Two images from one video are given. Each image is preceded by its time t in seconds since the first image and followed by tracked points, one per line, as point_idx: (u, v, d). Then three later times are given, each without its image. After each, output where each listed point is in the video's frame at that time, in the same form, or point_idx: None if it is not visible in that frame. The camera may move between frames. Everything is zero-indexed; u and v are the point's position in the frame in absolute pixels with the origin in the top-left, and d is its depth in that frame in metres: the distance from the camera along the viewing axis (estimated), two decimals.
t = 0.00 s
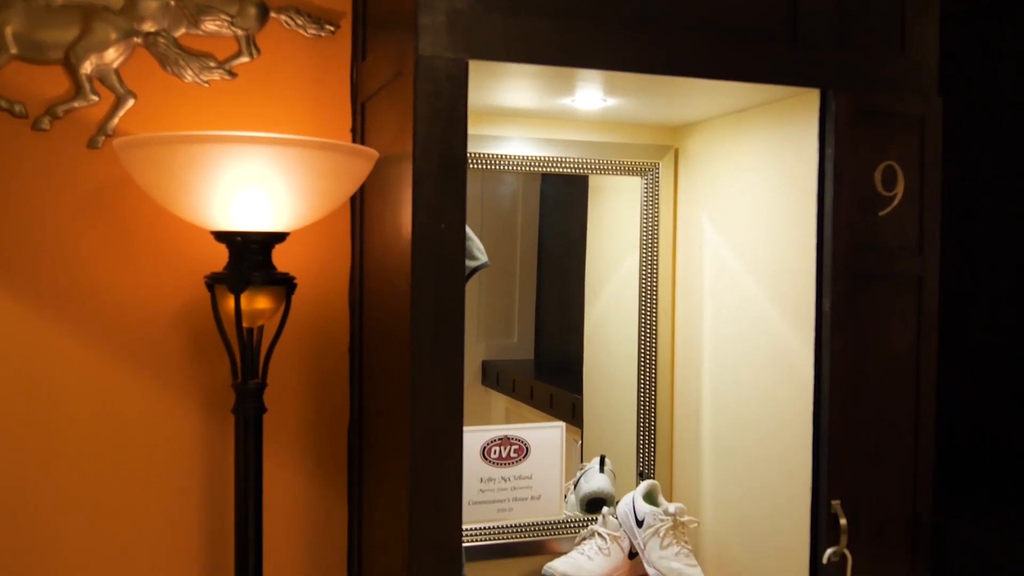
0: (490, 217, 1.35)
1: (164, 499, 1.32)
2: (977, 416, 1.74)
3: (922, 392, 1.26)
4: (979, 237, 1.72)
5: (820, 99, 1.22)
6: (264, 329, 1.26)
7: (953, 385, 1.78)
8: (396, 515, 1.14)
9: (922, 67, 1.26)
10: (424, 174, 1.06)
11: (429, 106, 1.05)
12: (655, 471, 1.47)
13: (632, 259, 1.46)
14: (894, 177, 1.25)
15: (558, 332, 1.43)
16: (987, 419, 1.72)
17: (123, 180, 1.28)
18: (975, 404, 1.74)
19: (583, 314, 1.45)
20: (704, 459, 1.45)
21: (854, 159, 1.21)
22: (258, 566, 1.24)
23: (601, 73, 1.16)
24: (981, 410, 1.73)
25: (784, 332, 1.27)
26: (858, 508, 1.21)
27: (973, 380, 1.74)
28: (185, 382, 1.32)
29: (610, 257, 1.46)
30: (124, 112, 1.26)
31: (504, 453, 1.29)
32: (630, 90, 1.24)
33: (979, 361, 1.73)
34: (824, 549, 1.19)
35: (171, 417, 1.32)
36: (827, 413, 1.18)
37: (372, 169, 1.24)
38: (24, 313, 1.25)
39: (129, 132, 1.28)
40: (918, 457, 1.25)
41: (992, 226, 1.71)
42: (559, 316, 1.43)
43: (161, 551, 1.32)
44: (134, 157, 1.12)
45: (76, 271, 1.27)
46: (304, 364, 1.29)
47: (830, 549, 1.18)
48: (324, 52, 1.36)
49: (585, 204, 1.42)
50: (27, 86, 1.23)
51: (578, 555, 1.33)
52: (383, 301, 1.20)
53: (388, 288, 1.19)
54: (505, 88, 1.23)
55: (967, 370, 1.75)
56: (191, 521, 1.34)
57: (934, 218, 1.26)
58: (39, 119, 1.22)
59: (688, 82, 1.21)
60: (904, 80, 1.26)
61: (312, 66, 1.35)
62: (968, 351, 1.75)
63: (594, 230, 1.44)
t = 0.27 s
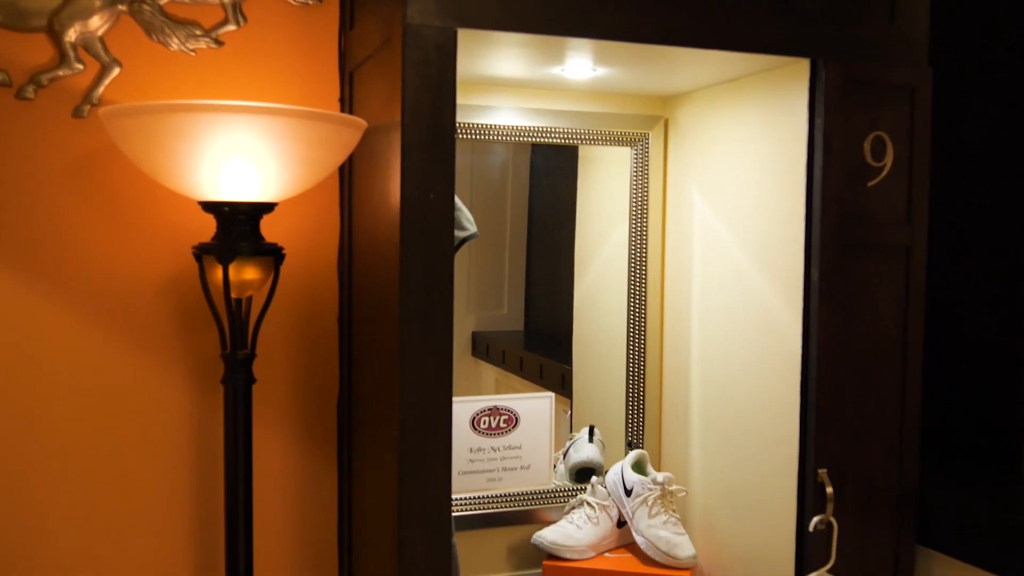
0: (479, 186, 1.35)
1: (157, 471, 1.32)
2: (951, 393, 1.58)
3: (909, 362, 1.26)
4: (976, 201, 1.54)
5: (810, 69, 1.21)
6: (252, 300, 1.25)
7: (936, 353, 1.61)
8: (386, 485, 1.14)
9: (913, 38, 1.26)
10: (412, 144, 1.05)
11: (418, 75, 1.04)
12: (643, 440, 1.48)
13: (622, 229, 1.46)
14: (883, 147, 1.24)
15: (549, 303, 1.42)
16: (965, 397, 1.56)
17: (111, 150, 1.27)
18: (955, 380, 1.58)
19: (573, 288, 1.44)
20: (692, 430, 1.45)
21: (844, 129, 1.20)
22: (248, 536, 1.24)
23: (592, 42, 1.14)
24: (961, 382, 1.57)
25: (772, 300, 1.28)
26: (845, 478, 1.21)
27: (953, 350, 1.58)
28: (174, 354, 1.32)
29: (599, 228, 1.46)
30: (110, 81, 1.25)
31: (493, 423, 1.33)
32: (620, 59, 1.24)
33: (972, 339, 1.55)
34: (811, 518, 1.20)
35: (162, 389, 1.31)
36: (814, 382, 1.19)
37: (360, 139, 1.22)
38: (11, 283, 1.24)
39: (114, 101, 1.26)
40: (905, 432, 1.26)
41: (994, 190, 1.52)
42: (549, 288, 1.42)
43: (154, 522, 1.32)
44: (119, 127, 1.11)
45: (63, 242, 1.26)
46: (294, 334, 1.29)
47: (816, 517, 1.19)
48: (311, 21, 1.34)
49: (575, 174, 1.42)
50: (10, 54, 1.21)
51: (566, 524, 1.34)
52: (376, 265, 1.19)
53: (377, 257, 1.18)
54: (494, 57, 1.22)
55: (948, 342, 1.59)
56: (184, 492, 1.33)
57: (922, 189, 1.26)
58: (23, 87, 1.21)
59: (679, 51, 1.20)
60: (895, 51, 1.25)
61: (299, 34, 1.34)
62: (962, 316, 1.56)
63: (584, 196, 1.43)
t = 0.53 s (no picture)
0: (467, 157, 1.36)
1: (145, 452, 1.27)
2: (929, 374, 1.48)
3: (895, 333, 1.25)
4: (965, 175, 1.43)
5: (799, 39, 1.20)
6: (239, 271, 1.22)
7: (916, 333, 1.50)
8: (376, 457, 1.13)
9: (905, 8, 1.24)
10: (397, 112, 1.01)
11: (404, 43, 1.00)
12: (631, 411, 1.47)
13: (610, 198, 1.45)
14: (871, 117, 1.23)
15: (536, 274, 1.42)
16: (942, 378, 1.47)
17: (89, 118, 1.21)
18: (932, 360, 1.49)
19: (562, 256, 1.43)
20: (680, 401, 1.45)
21: (833, 100, 1.20)
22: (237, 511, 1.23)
23: (580, 12, 1.12)
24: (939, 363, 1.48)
25: (758, 271, 1.29)
26: (832, 447, 1.22)
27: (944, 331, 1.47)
28: (160, 329, 1.26)
29: (588, 198, 1.45)
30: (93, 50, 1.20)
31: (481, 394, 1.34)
32: (608, 29, 1.23)
33: (954, 319, 1.46)
34: (797, 487, 1.21)
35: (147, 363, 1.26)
36: (801, 353, 1.19)
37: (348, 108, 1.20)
38: None
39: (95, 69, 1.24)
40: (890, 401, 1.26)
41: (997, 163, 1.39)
42: (538, 257, 1.42)
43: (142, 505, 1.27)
44: (101, 95, 1.07)
45: (45, 214, 1.20)
46: (281, 302, 1.27)
47: (803, 487, 1.21)
48: None
49: (564, 146, 1.41)
50: None
51: (554, 494, 1.35)
52: (363, 234, 1.18)
53: (363, 227, 1.17)
54: (481, 26, 1.21)
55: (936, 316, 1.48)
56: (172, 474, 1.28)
57: (910, 159, 1.25)
58: (4, 57, 1.16)
59: (670, 22, 1.18)
60: (886, 21, 1.23)
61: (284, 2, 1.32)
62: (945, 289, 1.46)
63: (573, 166, 1.42)
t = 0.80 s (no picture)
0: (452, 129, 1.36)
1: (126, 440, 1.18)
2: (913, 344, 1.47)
3: (877, 303, 1.26)
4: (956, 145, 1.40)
5: (785, 9, 1.19)
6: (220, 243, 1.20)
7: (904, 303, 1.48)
8: (360, 431, 1.10)
9: None
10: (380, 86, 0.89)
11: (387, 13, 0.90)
12: (615, 382, 1.48)
13: (595, 170, 1.45)
14: (856, 89, 1.22)
15: (522, 247, 1.42)
16: (926, 348, 1.47)
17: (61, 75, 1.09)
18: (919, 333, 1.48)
19: (546, 231, 1.43)
20: (664, 374, 1.46)
21: (818, 71, 1.19)
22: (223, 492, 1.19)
23: None
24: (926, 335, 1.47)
25: (742, 244, 1.29)
26: (815, 417, 1.23)
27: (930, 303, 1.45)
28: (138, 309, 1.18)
29: (573, 170, 1.44)
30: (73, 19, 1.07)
31: (466, 366, 1.37)
32: None
33: (941, 288, 1.43)
34: (780, 457, 1.22)
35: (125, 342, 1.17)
36: (784, 324, 1.20)
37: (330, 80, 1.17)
38: None
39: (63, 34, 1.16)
40: (871, 370, 1.26)
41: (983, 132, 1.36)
42: (524, 231, 1.42)
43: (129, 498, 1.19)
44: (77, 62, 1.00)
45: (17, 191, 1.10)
46: (268, 270, 1.26)
47: (785, 457, 1.21)
48: None
49: (549, 116, 1.40)
50: None
51: (540, 465, 1.35)
52: (346, 204, 1.17)
53: (349, 198, 1.14)
54: None
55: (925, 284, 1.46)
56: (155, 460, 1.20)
57: (894, 130, 1.26)
58: None
59: None
60: None
61: None
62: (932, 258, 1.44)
63: (558, 138, 1.42)
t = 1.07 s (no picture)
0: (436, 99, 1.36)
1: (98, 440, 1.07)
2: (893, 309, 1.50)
3: (859, 276, 1.25)
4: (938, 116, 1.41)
5: None
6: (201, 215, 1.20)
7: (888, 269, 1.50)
8: (341, 405, 1.08)
9: None
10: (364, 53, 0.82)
11: None
12: (599, 354, 1.50)
13: (579, 142, 1.45)
14: (839, 61, 1.21)
15: (508, 220, 1.43)
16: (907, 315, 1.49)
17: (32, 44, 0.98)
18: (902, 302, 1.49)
19: (530, 204, 1.45)
20: (648, 347, 1.46)
21: (803, 43, 1.18)
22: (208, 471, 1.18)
23: None
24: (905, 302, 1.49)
25: (728, 217, 1.29)
26: (797, 391, 1.24)
27: (908, 263, 1.48)
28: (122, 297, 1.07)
29: (557, 142, 1.45)
30: None
31: (450, 339, 1.36)
32: None
33: (922, 256, 1.45)
34: (762, 429, 1.24)
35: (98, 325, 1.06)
36: (767, 298, 1.20)
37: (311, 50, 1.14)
38: None
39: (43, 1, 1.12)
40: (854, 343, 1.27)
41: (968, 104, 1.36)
42: (508, 205, 1.43)
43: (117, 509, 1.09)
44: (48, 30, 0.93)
45: None
46: (251, 242, 1.25)
47: (767, 428, 1.23)
48: None
49: (532, 87, 1.41)
50: None
51: (523, 437, 1.37)
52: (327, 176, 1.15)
53: (329, 171, 1.11)
54: None
55: (904, 248, 1.48)
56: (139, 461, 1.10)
57: (878, 101, 1.24)
58: None
59: None
60: None
61: None
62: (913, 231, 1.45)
63: (542, 109, 1.43)
